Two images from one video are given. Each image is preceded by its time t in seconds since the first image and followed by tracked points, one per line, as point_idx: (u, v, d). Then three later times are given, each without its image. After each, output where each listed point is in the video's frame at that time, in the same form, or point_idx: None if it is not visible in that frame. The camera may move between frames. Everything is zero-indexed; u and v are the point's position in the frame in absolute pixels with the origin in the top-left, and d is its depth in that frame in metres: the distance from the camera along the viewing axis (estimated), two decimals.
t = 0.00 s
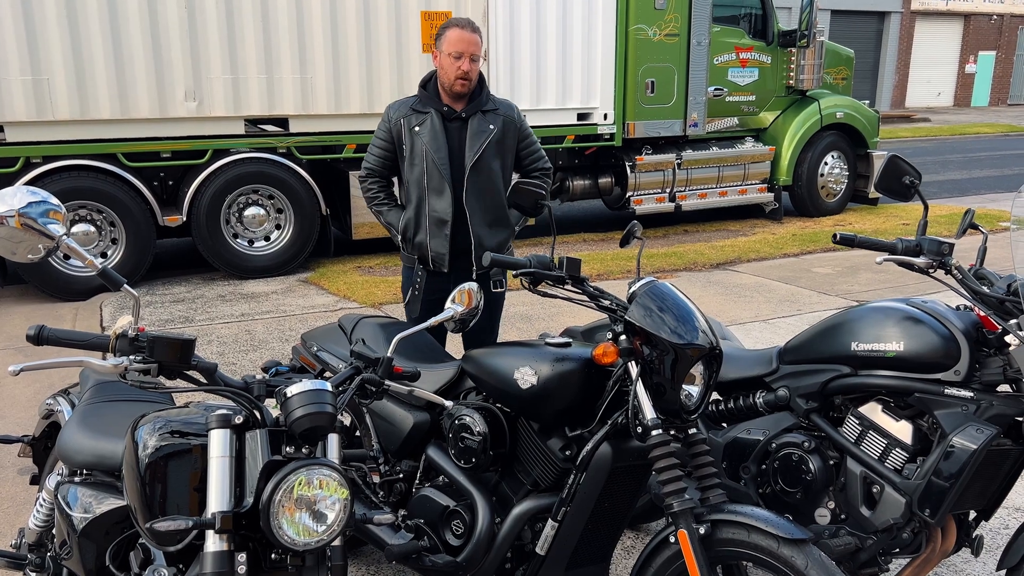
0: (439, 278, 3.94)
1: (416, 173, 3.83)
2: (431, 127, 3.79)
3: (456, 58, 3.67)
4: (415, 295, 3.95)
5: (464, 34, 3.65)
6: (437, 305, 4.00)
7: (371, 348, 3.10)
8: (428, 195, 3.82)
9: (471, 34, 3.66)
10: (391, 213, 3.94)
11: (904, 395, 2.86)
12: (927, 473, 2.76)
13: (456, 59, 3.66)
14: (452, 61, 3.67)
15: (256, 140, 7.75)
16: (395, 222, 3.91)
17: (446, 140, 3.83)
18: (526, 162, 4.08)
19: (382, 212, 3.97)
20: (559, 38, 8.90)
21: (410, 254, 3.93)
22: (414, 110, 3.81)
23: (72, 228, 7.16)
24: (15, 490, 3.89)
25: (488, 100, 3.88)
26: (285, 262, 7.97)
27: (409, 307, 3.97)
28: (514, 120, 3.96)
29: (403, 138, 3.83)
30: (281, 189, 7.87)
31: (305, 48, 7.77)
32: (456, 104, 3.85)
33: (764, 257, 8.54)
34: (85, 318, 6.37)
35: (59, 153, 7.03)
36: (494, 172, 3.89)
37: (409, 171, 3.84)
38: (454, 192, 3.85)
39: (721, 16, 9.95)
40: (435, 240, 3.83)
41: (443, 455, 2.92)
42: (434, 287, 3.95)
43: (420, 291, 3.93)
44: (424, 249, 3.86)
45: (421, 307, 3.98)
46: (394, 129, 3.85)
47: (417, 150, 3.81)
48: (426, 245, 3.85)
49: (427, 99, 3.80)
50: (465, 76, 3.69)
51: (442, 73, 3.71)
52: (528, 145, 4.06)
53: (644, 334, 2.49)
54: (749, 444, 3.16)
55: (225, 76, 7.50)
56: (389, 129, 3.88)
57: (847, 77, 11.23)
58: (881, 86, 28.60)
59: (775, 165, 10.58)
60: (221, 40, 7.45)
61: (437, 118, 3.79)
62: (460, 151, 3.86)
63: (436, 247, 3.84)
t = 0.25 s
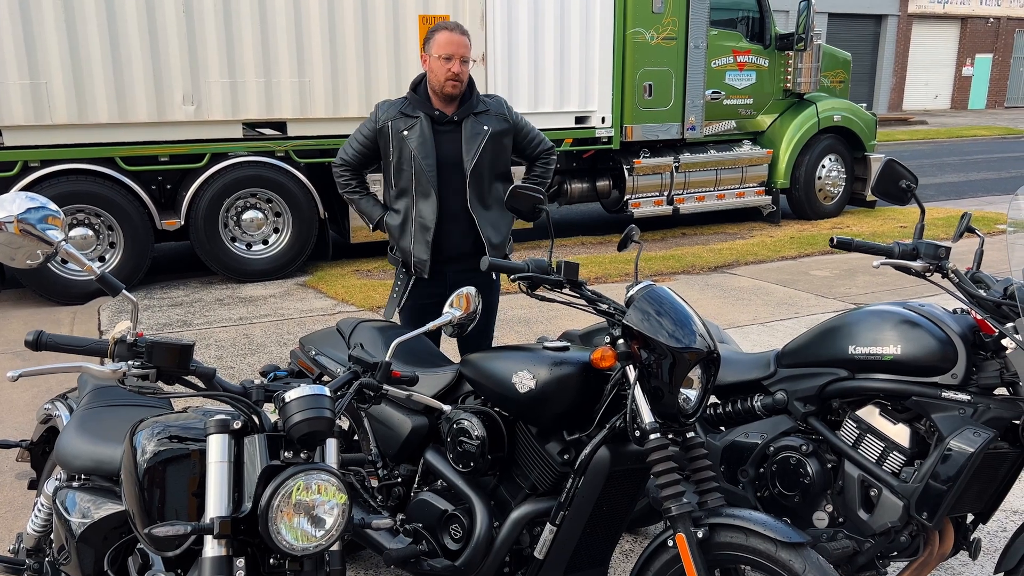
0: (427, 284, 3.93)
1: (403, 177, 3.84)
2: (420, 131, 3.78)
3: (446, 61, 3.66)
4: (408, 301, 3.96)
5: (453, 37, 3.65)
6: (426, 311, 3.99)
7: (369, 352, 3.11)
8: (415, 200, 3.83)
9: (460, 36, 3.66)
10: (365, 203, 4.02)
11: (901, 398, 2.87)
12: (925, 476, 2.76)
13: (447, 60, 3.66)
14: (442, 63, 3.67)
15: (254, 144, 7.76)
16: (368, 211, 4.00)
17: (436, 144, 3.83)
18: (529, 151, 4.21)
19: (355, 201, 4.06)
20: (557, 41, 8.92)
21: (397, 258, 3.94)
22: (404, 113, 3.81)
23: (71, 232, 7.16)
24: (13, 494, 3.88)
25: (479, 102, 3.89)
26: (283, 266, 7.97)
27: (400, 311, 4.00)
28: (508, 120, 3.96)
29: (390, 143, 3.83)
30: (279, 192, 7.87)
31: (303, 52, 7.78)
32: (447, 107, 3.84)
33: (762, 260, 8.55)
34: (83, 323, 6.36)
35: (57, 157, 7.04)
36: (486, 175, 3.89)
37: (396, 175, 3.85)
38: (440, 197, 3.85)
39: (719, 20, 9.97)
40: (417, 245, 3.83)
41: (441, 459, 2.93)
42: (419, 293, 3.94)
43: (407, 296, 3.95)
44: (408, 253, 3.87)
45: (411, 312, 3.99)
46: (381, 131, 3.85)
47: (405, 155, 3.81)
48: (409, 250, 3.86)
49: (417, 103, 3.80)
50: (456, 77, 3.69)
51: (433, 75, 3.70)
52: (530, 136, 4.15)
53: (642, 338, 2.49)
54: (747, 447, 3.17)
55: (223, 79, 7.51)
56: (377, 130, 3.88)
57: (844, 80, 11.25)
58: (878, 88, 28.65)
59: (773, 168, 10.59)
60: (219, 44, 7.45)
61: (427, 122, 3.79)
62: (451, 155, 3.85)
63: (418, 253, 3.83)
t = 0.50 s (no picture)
0: (423, 291, 3.93)
1: (394, 186, 3.84)
2: (411, 138, 3.79)
3: (436, 66, 3.67)
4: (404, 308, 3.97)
5: (442, 42, 3.66)
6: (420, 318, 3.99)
7: (365, 356, 3.11)
8: (408, 208, 3.84)
9: (450, 40, 3.66)
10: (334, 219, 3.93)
11: (897, 401, 2.88)
12: (920, 479, 2.77)
13: (436, 66, 3.66)
14: (431, 68, 3.67)
15: (251, 147, 7.75)
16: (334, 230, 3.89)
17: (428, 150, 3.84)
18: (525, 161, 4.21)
19: (325, 218, 3.95)
20: (554, 45, 8.93)
21: (391, 266, 3.95)
22: (395, 120, 3.81)
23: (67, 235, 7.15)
24: (9, 499, 3.87)
25: (471, 106, 3.91)
26: (280, 270, 7.98)
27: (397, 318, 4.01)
28: (501, 123, 3.98)
29: (382, 150, 3.84)
30: (276, 196, 7.87)
31: (300, 55, 7.78)
32: (438, 112, 3.86)
33: (758, 263, 8.56)
34: (80, 327, 6.35)
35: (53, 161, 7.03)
36: (480, 179, 3.89)
37: (387, 183, 3.86)
38: (433, 205, 3.86)
39: (715, 24, 9.99)
40: (412, 253, 3.84)
41: (438, 463, 2.93)
42: (413, 300, 3.94)
43: (401, 303, 3.96)
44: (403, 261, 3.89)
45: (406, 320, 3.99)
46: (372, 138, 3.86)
47: (397, 161, 3.82)
48: (404, 258, 3.87)
49: (409, 109, 3.81)
50: (446, 83, 3.70)
51: (423, 81, 3.71)
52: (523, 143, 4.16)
53: (637, 342, 2.49)
54: (744, 450, 3.17)
55: (220, 83, 7.51)
56: (368, 137, 3.88)
57: (840, 84, 11.27)
58: (875, 92, 28.72)
59: (769, 171, 10.61)
60: (216, 47, 7.45)
61: (419, 128, 3.80)
62: (443, 160, 3.86)
63: (412, 260, 3.85)
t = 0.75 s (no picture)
0: (428, 291, 3.96)
1: (396, 187, 3.83)
2: (411, 139, 3.80)
3: (430, 69, 3.67)
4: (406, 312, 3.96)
5: (436, 45, 3.65)
6: (426, 317, 4.02)
7: (363, 359, 3.10)
8: (412, 209, 3.84)
9: (443, 43, 3.65)
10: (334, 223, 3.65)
11: (894, 403, 2.88)
12: (917, 481, 2.77)
13: (430, 68, 3.66)
14: (426, 71, 3.67)
15: (248, 150, 7.75)
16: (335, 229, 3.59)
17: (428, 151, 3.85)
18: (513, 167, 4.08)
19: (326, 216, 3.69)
20: (551, 48, 8.94)
21: (396, 271, 3.94)
22: (393, 122, 3.81)
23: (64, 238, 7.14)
24: (5, 502, 3.86)
25: (466, 107, 3.92)
26: (278, 272, 7.97)
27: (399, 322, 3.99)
28: (495, 125, 4.00)
29: (381, 153, 3.82)
30: (273, 198, 7.87)
31: (298, 58, 7.79)
32: (434, 114, 3.86)
33: (756, 265, 8.57)
34: (77, 329, 6.35)
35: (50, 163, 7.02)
36: (480, 179, 3.92)
37: (388, 186, 3.85)
38: (438, 205, 3.87)
39: (712, 26, 10.01)
40: (419, 254, 3.85)
41: (435, 466, 2.92)
42: (422, 301, 3.97)
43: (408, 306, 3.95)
44: (410, 264, 3.88)
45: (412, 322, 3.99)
46: (370, 142, 3.82)
47: (397, 163, 3.81)
48: (411, 260, 3.87)
49: (406, 112, 3.81)
50: (440, 85, 3.70)
51: (418, 84, 3.71)
52: (511, 152, 4.08)
53: (635, 344, 2.49)
54: (741, 452, 3.17)
55: (217, 85, 7.51)
56: (366, 141, 3.84)
57: (837, 86, 11.29)
58: (872, 94, 28.76)
59: (766, 173, 10.62)
60: (213, 50, 7.45)
61: (417, 130, 3.80)
62: (444, 161, 3.87)
63: (420, 261, 3.85)
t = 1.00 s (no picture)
0: (429, 293, 3.96)
1: (399, 189, 3.83)
2: (412, 141, 3.80)
3: (430, 73, 3.67)
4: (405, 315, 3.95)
5: (436, 48, 3.65)
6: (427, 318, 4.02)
7: (360, 361, 3.11)
8: (414, 211, 3.84)
9: (443, 46, 3.66)
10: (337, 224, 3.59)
11: (890, 405, 2.89)
12: (913, 483, 2.78)
13: (430, 72, 3.66)
14: (427, 75, 3.67)
15: (246, 153, 7.76)
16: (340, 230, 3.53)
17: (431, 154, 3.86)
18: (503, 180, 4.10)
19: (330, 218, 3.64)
20: (549, 51, 8.95)
21: (397, 273, 3.92)
22: (393, 125, 3.81)
23: (61, 241, 7.14)
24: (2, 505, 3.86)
25: (463, 111, 3.94)
26: (275, 275, 7.97)
27: (399, 325, 3.97)
28: (492, 130, 4.02)
29: (383, 155, 3.81)
30: (270, 201, 7.87)
31: (295, 61, 7.79)
32: (433, 117, 3.86)
33: (753, 267, 8.58)
34: (74, 332, 6.34)
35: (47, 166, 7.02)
36: (480, 182, 3.94)
37: (390, 188, 3.84)
38: (441, 207, 3.88)
39: (709, 29, 10.04)
40: (423, 254, 3.85)
41: (432, 469, 2.92)
42: (423, 302, 3.97)
43: (410, 308, 3.93)
44: (414, 266, 3.88)
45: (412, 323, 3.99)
46: (371, 144, 3.80)
47: (399, 165, 3.81)
48: (415, 261, 3.87)
49: (406, 114, 3.81)
50: (440, 88, 3.71)
51: (418, 88, 3.72)
52: (504, 161, 4.10)
53: (631, 347, 2.50)
54: (737, 454, 3.18)
55: (214, 88, 7.51)
56: (365, 144, 3.82)
57: (834, 89, 11.32)
58: (869, 97, 28.81)
59: (763, 176, 10.63)
60: (211, 53, 7.46)
61: (418, 133, 3.81)
62: (444, 163, 3.88)
63: (425, 263, 3.86)
